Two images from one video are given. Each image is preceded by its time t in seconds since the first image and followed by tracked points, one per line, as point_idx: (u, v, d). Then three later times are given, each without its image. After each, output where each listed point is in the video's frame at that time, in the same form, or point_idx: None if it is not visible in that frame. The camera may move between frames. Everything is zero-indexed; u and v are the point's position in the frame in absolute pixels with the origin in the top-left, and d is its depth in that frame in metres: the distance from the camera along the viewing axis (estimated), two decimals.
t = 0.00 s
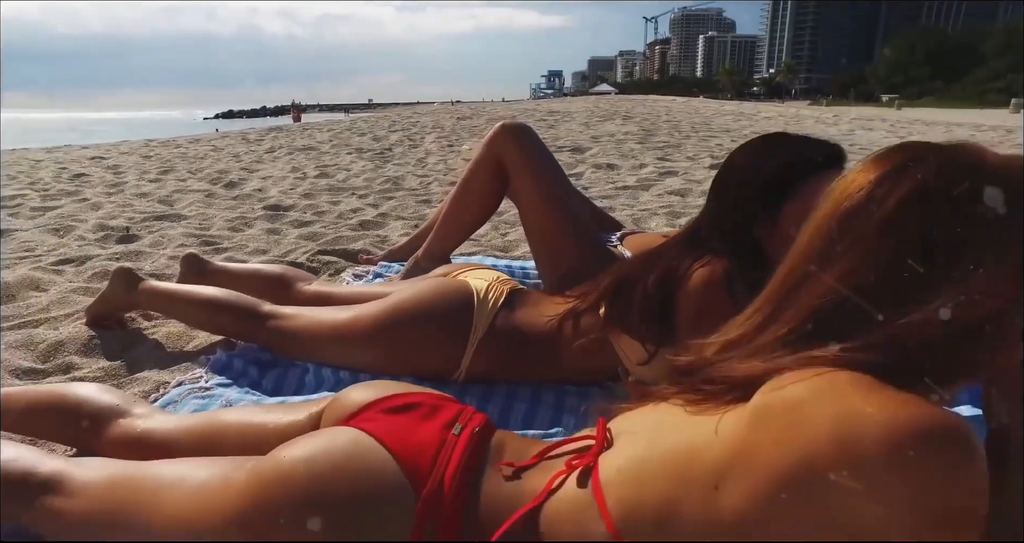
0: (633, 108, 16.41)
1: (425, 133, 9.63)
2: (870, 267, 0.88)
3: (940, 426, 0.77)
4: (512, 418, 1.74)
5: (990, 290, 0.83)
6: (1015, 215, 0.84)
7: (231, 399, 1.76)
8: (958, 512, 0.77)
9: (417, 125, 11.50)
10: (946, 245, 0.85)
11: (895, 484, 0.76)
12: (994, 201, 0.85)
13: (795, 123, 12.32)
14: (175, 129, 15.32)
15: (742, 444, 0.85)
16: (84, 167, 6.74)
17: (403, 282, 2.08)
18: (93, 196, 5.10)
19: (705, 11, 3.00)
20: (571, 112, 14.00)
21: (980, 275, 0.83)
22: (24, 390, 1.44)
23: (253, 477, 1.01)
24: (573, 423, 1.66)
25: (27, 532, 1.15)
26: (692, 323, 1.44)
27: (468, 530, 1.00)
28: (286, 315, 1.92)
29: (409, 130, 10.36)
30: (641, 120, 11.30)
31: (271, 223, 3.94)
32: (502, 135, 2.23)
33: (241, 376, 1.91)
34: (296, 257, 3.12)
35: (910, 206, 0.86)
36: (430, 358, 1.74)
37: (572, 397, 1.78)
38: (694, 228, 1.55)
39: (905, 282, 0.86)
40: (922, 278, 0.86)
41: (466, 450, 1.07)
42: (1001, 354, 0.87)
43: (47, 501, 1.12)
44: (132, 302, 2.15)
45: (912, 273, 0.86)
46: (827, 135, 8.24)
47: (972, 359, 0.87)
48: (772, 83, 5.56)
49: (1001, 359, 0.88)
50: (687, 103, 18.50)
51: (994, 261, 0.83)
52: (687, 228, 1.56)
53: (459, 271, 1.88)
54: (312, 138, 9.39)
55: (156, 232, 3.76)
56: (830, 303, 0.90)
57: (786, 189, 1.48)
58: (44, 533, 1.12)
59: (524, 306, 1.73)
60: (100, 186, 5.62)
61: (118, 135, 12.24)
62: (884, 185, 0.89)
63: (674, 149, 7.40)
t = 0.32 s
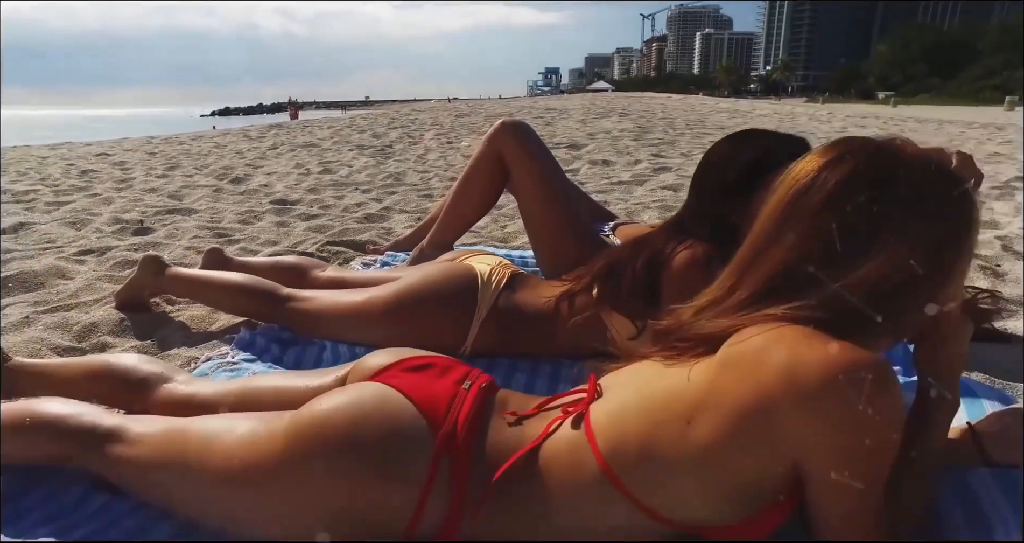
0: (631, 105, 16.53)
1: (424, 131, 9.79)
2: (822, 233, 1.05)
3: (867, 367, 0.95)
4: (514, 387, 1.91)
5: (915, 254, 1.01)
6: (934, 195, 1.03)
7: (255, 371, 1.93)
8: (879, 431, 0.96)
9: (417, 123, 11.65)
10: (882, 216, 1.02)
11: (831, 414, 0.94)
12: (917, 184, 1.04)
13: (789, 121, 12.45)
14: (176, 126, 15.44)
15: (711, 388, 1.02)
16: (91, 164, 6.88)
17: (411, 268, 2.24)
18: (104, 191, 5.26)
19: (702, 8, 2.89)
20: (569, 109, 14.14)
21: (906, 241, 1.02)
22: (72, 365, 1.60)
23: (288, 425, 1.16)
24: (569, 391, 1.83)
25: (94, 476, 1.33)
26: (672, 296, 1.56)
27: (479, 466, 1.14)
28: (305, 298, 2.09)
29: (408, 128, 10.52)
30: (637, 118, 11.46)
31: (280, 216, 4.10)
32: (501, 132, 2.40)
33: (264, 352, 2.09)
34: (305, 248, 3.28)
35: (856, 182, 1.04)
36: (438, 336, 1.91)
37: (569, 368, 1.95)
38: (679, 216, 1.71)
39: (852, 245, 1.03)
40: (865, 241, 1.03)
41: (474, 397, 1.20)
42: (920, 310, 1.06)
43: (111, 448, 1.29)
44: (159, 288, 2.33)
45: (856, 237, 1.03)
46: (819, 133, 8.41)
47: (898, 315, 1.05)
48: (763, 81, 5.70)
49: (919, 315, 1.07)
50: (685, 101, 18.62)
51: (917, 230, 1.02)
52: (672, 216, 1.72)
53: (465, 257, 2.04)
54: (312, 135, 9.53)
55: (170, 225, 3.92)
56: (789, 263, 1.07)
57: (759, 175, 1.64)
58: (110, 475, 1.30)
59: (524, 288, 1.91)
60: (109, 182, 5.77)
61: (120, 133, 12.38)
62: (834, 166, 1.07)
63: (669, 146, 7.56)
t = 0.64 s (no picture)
0: (627, 102, 16.69)
1: (422, 128, 9.93)
2: (785, 213, 1.17)
3: (821, 332, 1.08)
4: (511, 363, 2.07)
5: (867, 231, 1.14)
6: (880, 180, 1.17)
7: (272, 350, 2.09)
8: (830, 388, 1.10)
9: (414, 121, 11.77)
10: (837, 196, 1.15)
11: (788, 374, 1.07)
12: (865, 170, 1.17)
13: (783, 119, 12.64)
14: (176, 124, 15.54)
15: (685, 350, 1.16)
16: (96, 162, 7.00)
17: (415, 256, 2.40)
18: (112, 188, 5.39)
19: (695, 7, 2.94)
20: (565, 107, 14.30)
21: (859, 219, 1.14)
22: (104, 342, 1.76)
23: (310, 387, 1.29)
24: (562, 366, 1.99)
25: (134, 438, 1.47)
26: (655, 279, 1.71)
27: (481, 420, 1.28)
28: (316, 284, 2.25)
29: (406, 126, 10.65)
30: (632, 116, 11.61)
31: (285, 211, 4.25)
32: (499, 128, 2.55)
33: (279, 333, 2.25)
34: (312, 240, 3.43)
35: (814, 168, 1.17)
36: (441, 318, 2.06)
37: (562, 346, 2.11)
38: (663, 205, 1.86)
39: (812, 222, 1.15)
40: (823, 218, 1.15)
41: (475, 361, 1.33)
42: (872, 283, 1.19)
43: (150, 410, 1.43)
44: (178, 276, 2.48)
45: (816, 216, 1.15)
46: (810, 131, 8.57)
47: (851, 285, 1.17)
48: (753, 80, 5.85)
49: (870, 285, 1.19)
50: (680, 99, 18.81)
51: (869, 209, 1.14)
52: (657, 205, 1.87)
53: (465, 245, 2.19)
54: (312, 133, 9.67)
55: (179, 219, 4.06)
56: (755, 240, 1.18)
57: (734, 170, 1.79)
58: (149, 435, 1.44)
59: (520, 274, 2.07)
60: (116, 179, 5.91)
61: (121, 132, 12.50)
62: (794, 155, 1.19)
63: (663, 143, 7.72)
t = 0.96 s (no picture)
0: (624, 102, 16.87)
1: (421, 128, 10.09)
2: (748, 205, 1.30)
3: (777, 308, 1.21)
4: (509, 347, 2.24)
5: (820, 222, 1.28)
6: (832, 174, 1.30)
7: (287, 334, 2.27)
8: (787, 357, 1.24)
9: (415, 120, 11.92)
10: (795, 189, 1.29)
11: (749, 346, 1.21)
12: (818, 166, 1.30)
13: (777, 119, 12.84)
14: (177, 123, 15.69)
15: (660, 326, 1.30)
16: (104, 161, 7.15)
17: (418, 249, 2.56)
18: (121, 186, 5.53)
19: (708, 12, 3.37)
20: (562, 107, 14.49)
21: (815, 209, 1.28)
22: (136, 326, 1.92)
23: (326, 360, 1.43)
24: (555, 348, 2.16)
25: (168, 409, 1.63)
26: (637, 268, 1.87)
27: (480, 389, 1.43)
28: (327, 274, 2.41)
29: (406, 125, 10.81)
30: (629, 115, 11.79)
31: (292, 208, 4.41)
32: (497, 130, 2.72)
33: (292, 319, 2.42)
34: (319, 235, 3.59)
35: (774, 165, 1.30)
36: (443, 305, 2.22)
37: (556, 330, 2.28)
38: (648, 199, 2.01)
39: (773, 213, 1.29)
40: (783, 209, 1.29)
41: (474, 338, 1.47)
42: (829, 266, 1.33)
43: (183, 384, 1.59)
44: (195, 269, 2.64)
45: (776, 207, 1.29)
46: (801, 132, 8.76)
47: (811, 269, 1.31)
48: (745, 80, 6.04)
49: (827, 267, 1.33)
50: (677, 98, 19.01)
51: (823, 201, 1.28)
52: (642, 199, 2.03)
53: (465, 238, 2.36)
54: (313, 133, 9.82)
55: (190, 216, 4.21)
56: (723, 229, 1.32)
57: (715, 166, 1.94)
58: (183, 406, 1.60)
59: (516, 264, 2.23)
60: (124, 177, 6.05)
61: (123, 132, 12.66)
62: (756, 153, 1.32)
63: (659, 142, 7.89)
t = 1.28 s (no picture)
0: (621, 102, 17.04)
1: (421, 128, 10.26)
2: (720, 201, 1.48)
3: (742, 291, 1.38)
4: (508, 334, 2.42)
5: (782, 217, 1.45)
6: (794, 174, 1.47)
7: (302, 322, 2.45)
8: (752, 334, 1.41)
9: (415, 120, 12.06)
10: (760, 187, 1.46)
11: (719, 324, 1.38)
12: (781, 167, 1.48)
13: (771, 119, 13.05)
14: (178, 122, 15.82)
15: (642, 306, 1.47)
16: (111, 161, 7.30)
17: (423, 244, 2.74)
18: (131, 185, 5.69)
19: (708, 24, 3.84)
20: (559, 107, 14.66)
21: (778, 204, 1.45)
22: (166, 313, 2.10)
23: (346, 340, 1.60)
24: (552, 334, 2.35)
25: (200, 387, 1.81)
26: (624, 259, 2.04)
27: (483, 364, 1.61)
28: (338, 267, 2.59)
29: (406, 125, 10.97)
30: (626, 115, 11.97)
31: (299, 206, 4.58)
32: (497, 132, 2.89)
33: (306, 309, 2.60)
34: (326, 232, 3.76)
35: (742, 166, 1.47)
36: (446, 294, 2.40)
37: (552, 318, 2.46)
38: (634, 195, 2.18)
39: (742, 206, 1.46)
40: (750, 203, 1.46)
41: (478, 318, 1.64)
42: (790, 255, 1.51)
43: (214, 363, 1.77)
44: (214, 262, 2.81)
45: (745, 202, 1.47)
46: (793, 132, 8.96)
47: (774, 258, 1.48)
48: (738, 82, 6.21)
49: (790, 255, 1.51)
50: (672, 98, 19.21)
51: (785, 198, 1.46)
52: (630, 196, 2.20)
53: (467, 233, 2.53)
54: (315, 133, 9.97)
55: (201, 214, 4.38)
56: (698, 221, 1.49)
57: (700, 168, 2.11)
58: (214, 383, 1.77)
59: (514, 257, 2.41)
60: (133, 177, 6.20)
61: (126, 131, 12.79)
62: (728, 154, 1.49)
63: (654, 142, 8.07)
